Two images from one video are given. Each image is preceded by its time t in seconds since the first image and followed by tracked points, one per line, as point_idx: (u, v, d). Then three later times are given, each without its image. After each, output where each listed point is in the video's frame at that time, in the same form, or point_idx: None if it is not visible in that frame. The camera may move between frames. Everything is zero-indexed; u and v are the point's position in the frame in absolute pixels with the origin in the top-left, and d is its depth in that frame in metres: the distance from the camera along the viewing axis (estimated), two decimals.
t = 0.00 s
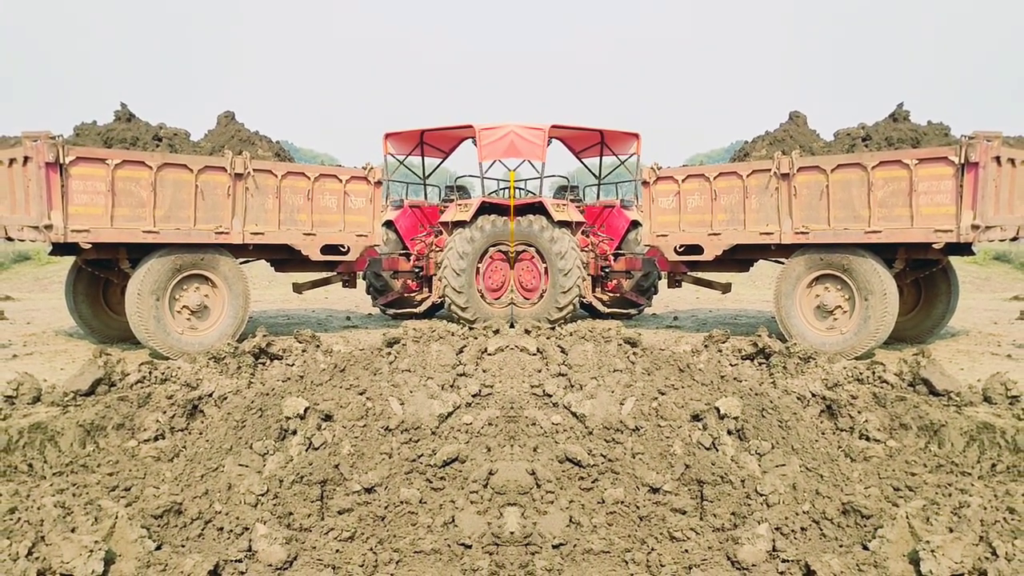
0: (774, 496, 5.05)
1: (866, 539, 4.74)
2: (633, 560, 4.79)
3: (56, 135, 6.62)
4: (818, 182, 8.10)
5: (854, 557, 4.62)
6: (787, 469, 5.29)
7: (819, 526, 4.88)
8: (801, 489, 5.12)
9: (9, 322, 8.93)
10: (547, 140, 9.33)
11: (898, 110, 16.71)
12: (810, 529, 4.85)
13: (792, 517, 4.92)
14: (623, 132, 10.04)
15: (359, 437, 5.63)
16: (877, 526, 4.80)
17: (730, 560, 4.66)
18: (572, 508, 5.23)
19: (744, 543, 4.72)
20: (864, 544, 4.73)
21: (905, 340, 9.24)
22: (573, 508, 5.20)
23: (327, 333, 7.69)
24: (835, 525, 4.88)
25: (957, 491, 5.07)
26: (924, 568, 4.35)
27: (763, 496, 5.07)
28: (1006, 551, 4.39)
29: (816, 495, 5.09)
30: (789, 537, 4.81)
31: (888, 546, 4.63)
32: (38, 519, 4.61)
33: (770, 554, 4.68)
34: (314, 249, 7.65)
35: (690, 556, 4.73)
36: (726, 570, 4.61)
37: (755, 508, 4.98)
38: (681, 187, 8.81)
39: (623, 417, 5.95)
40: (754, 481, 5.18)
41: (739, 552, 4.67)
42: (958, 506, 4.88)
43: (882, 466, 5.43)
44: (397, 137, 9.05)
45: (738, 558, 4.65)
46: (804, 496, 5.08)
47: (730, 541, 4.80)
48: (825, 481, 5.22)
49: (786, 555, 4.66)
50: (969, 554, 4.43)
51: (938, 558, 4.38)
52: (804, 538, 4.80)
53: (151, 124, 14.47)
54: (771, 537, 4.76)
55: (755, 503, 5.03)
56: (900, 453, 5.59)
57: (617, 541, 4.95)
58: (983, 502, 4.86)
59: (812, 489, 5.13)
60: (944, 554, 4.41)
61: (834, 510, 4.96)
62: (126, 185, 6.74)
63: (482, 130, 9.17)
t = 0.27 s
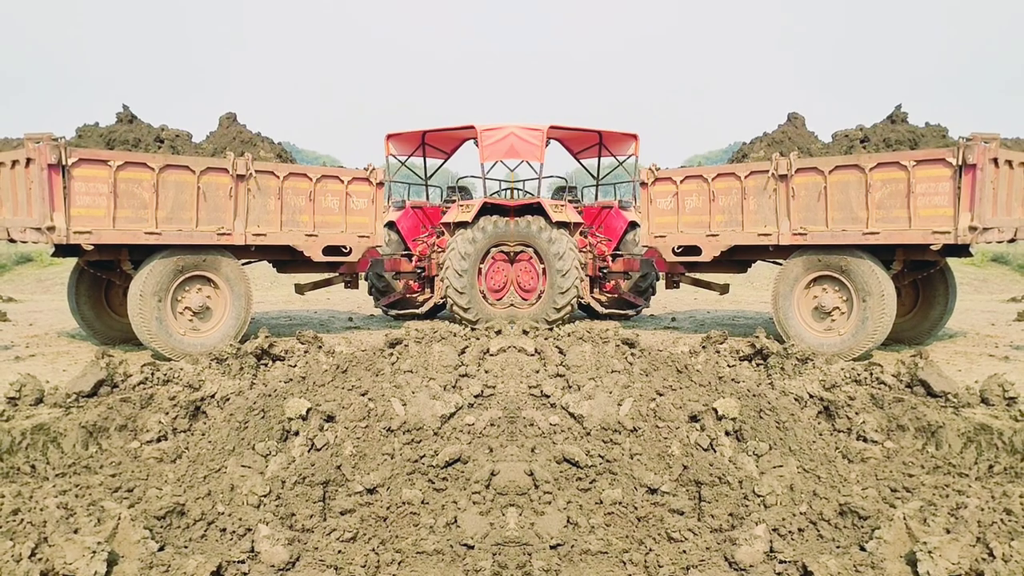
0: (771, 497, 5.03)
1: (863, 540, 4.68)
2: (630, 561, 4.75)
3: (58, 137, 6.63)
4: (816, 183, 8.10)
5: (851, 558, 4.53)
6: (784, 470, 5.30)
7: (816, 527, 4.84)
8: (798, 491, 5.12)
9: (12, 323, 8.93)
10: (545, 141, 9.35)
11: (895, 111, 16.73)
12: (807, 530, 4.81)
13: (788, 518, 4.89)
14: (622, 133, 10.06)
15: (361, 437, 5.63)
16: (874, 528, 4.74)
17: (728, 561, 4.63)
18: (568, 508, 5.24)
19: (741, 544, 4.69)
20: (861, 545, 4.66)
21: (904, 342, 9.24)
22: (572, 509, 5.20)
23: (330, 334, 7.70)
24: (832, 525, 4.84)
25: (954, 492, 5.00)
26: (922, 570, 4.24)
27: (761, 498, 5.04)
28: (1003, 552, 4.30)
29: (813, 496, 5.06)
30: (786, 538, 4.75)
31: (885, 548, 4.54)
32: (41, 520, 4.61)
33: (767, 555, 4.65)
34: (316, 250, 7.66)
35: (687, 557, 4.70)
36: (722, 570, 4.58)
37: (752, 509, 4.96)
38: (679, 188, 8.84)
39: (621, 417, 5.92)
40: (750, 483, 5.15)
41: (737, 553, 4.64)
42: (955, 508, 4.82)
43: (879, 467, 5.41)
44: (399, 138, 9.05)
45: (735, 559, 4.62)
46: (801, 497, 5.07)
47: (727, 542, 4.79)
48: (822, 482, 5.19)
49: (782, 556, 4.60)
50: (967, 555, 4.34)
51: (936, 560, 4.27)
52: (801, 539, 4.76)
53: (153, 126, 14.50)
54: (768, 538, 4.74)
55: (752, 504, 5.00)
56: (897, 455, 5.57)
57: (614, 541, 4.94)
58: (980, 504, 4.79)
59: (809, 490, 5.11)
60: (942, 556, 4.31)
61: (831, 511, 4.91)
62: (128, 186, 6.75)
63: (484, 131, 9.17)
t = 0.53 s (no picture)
0: (768, 497, 5.06)
1: (860, 541, 4.68)
2: (628, 561, 4.73)
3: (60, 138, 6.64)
4: (814, 184, 8.11)
5: (849, 558, 4.53)
6: (782, 470, 5.30)
7: (813, 527, 4.85)
8: (796, 491, 5.13)
9: (15, 324, 8.94)
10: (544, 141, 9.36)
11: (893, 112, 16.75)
12: (805, 530, 4.82)
13: (786, 518, 4.90)
14: (620, 133, 10.06)
15: (363, 437, 5.64)
16: (871, 528, 4.75)
17: (725, 561, 4.62)
18: (566, 508, 5.24)
19: (738, 544, 4.69)
20: (858, 545, 4.66)
21: (902, 343, 9.23)
22: (570, 510, 5.20)
23: (332, 334, 7.71)
24: (830, 526, 4.85)
25: (951, 493, 5.01)
26: (918, 570, 4.27)
27: (758, 497, 5.07)
28: (1000, 552, 4.28)
29: (810, 496, 5.07)
30: (783, 539, 4.76)
31: (882, 548, 4.55)
32: (44, 520, 4.61)
33: (765, 555, 4.65)
34: (318, 250, 7.66)
35: (684, 557, 4.69)
36: (721, 571, 4.55)
37: (750, 509, 4.97)
38: (677, 188, 8.91)
39: (618, 417, 5.98)
40: (748, 483, 5.17)
41: (734, 553, 4.63)
42: (953, 508, 4.83)
43: (876, 467, 5.44)
44: (401, 138, 9.06)
45: (732, 559, 4.60)
46: (798, 496, 5.09)
47: (725, 542, 4.77)
48: (819, 482, 5.20)
49: (780, 556, 4.62)
50: (964, 555, 4.33)
51: (932, 560, 4.29)
52: (799, 539, 4.76)
53: (155, 127, 14.51)
54: (765, 538, 4.74)
55: (749, 505, 5.03)
56: (894, 455, 5.60)
57: (612, 542, 4.93)
58: (977, 504, 4.80)
59: (807, 491, 5.12)
60: (939, 555, 4.32)
61: (828, 511, 4.92)
62: (131, 187, 6.75)
63: (486, 131, 9.15)
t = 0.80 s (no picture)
0: (766, 497, 5.05)
1: (858, 541, 4.69)
2: (626, 561, 4.78)
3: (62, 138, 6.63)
4: (812, 184, 8.14)
5: (846, 558, 4.54)
6: (780, 470, 5.33)
7: (811, 527, 4.86)
8: (794, 491, 5.13)
9: (17, 324, 8.93)
10: (542, 141, 9.36)
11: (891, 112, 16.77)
12: (803, 531, 4.82)
13: (784, 518, 4.90)
14: (619, 134, 10.08)
15: (365, 437, 5.63)
16: (869, 528, 4.76)
17: (723, 561, 4.65)
18: (564, 508, 5.29)
19: (736, 544, 4.72)
20: (856, 545, 4.67)
21: (899, 343, 9.25)
22: (568, 511, 5.25)
23: (334, 334, 7.72)
24: (828, 526, 4.87)
25: (949, 493, 5.01)
26: (916, 570, 4.28)
27: (756, 498, 5.07)
28: (998, 552, 4.29)
29: (808, 496, 5.08)
30: (781, 539, 4.76)
31: (880, 548, 4.55)
32: (47, 520, 4.61)
33: (762, 555, 4.67)
34: (320, 250, 7.66)
35: (683, 557, 4.74)
36: (719, 571, 4.57)
37: (748, 509, 4.98)
38: (675, 189, 8.92)
39: (616, 417, 5.96)
40: (746, 483, 5.18)
41: (732, 553, 4.66)
42: (951, 508, 4.82)
43: (874, 468, 5.45)
44: (402, 138, 9.08)
45: (730, 559, 4.64)
46: (797, 497, 5.08)
47: (723, 543, 4.80)
48: (817, 483, 5.20)
49: (777, 556, 4.63)
50: (961, 555, 4.35)
51: (930, 560, 4.30)
52: (797, 540, 4.77)
53: (157, 127, 14.50)
54: (763, 538, 4.76)
55: (747, 505, 5.03)
56: (892, 455, 5.62)
57: (609, 542, 4.99)
58: (975, 504, 4.78)
59: (805, 491, 5.12)
60: (937, 556, 4.34)
61: (826, 511, 4.93)
62: (133, 187, 6.75)
63: (487, 131, 9.16)
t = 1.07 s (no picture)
0: (764, 497, 5.06)
1: (856, 541, 4.70)
2: (624, 561, 4.87)
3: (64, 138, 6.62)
4: (810, 184, 8.14)
5: (845, 558, 4.54)
6: (778, 471, 5.31)
7: (809, 527, 4.86)
8: (792, 491, 5.12)
9: (19, 324, 8.94)
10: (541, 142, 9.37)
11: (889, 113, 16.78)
12: (801, 531, 4.82)
13: (782, 518, 4.90)
14: (617, 133, 10.09)
15: (367, 437, 5.62)
16: (867, 528, 4.74)
17: (721, 560, 4.68)
18: (564, 508, 5.33)
19: (735, 544, 4.72)
20: (854, 545, 4.68)
21: (898, 343, 9.28)
22: (567, 509, 5.31)
23: (336, 334, 7.72)
24: (826, 526, 4.85)
25: (947, 493, 5.01)
26: (914, 570, 4.27)
27: (754, 498, 5.08)
28: (996, 552, 4.30)
29: (807, 496, 5.06)
30: (779, 539, 4.77)
31: (878, 547, 4.55)
32: (49, 520, 4.60)
33: (761, 555, 4.67)
34: (322, 250, 7.66)
35: (681, 557, 4.79)
36: (716, 570, 4.63)
37: (746, 509, 5.00)
38: (673, 189, 8.92)
39: (615, 418, 5.95)
40: (744, 483, 5.18)
41: (731, 553, 4.68)
42: (949, 508, 4.81)
43: (871, 468, 5.46)
44: (404, 138, 9.08)
45: (728, 559, 4.66)
46: (795, 497, 5.07)
47: (721, 542, 4.82)
48: (816, 483, 5.18)
49: (776, 555, 4.63)
50: (960, 555, 4.34)
51: (929, 560, 4.29)
52: (795, 540, 4.77)
53: (159, 127, 14.47)
54: (761, 538, 4.76)
55: (745, 505, 5.04)
56: (890, 455, 5.64)
57: (608, 542, 5.06)
58: (973, 504, 4.77)
59: (803, 491, 5.11)
60: (935, 555, 4.32)
61: (824, 511, 4.92)
62: (135, 187, 6.74)
63: (488, 131, 9.16)
